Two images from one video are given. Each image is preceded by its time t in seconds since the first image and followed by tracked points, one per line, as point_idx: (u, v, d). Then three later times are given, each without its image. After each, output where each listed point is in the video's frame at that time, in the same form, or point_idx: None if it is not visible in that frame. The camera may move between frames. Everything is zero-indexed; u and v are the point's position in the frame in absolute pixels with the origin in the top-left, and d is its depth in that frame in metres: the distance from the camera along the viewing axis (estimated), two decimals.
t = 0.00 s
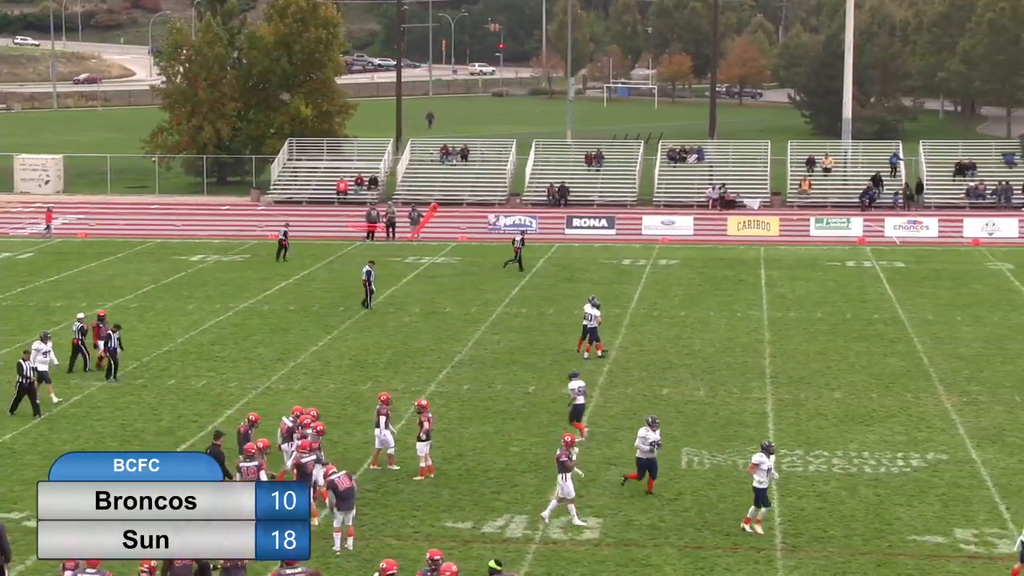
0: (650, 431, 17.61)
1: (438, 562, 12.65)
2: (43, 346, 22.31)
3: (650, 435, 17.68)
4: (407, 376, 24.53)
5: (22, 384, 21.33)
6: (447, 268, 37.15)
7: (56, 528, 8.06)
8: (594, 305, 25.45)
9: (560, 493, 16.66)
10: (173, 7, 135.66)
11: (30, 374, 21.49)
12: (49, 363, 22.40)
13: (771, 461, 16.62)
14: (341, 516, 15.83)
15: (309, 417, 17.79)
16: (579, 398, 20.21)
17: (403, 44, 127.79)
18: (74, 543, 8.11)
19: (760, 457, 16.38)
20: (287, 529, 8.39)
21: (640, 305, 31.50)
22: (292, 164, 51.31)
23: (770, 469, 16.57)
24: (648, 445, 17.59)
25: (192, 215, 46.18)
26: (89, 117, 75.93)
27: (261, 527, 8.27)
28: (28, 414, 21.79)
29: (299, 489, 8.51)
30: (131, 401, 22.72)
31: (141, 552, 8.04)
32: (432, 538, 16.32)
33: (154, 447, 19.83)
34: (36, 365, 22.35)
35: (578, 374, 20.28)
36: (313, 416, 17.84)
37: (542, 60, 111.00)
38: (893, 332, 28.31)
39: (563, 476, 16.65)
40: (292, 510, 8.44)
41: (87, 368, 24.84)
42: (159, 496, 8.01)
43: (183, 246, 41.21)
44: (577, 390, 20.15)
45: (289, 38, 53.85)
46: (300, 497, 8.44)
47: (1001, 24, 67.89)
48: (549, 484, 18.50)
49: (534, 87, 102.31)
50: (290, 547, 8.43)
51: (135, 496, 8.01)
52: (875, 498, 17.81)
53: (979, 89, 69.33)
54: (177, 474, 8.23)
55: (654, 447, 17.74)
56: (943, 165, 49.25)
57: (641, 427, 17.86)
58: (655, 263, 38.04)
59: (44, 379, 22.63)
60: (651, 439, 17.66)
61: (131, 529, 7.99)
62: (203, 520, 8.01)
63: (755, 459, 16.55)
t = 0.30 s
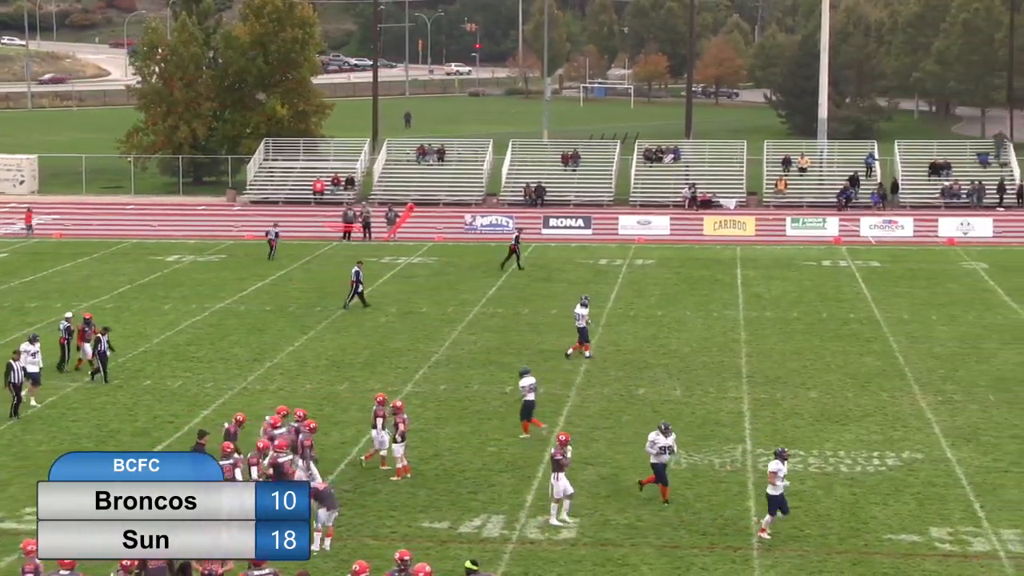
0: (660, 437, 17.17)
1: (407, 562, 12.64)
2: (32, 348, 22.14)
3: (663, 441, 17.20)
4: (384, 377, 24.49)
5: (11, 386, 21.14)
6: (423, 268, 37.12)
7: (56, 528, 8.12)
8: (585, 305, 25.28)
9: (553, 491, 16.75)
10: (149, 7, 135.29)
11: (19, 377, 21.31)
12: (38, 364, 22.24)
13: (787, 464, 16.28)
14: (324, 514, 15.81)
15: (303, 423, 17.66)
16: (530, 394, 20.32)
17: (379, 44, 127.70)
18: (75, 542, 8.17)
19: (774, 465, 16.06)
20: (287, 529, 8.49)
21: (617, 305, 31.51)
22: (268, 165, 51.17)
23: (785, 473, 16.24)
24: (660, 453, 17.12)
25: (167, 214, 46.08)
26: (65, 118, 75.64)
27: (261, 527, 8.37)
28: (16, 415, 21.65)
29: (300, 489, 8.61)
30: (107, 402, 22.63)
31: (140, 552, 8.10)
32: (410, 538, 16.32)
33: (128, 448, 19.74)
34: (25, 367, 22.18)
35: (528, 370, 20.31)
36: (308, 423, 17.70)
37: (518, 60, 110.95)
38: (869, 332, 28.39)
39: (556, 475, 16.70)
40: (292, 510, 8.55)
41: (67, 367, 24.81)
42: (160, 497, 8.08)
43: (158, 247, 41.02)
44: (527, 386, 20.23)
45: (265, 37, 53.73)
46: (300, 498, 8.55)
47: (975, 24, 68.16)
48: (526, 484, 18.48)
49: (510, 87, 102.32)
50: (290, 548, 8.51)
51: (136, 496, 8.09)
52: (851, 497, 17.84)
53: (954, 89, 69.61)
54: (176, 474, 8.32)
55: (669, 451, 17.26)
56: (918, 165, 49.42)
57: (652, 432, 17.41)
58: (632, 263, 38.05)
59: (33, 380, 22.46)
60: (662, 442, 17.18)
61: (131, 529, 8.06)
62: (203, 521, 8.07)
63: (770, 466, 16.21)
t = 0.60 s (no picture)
0: (678, 442, 16.95)
1: (383, 563, 12.65)
2: (20, 351, 22.03)
3: (680, 446, 17.01)
4: (359, 377, 24.48)
5: None
6: (399, 268, 37.12)
7: (56, 528, 8.18)
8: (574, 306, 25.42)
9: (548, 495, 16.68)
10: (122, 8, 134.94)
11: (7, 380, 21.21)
12: (25, 367, 22.14)
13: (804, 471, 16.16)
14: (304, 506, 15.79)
15: (295, 424, 17.67)
16: (479, 390, 20.46)
17: (354, 44, 127.60)
18: (74, 542, 8.20)
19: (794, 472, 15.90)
20: (287, 529, 8.50)
21: (592, 305, 31.54)
22: (243, 165, 51.11)
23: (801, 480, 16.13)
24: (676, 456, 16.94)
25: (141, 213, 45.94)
26: (38, 118, 75.40)
27: (261, 527, 8.40)
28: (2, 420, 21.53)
29: (300, 489, 8.64)
30: (82, 403, 22.57)
31: (140, 552, 8.15)
32: (385, 538, 16.32)
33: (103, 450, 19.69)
34: (13, 369, 22.07)
35: (479, 366, 20.54)
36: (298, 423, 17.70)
37: (493, 60, 110.96)
38: (843, 331, 28.49)
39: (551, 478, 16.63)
40: (293, 510, 8.58)
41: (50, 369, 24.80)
42: (160, 497, 8.15)
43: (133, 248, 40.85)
44: (476, 382, 20.42)
45: (239, 37, 53.54)
46: (300, 498, 8.58)
47: (947, 24, 68.45)
48: (502, 484, 18.49)
49: (485, 87, 102.31)
50: (290, 547, 8.51)
51: (135, 496, 8.14)
52: (826, 496, 17.90)
53: (927, 89, 69.89)
54: (176, 474, 8.39)
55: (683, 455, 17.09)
56: (892, 165, 49.59)
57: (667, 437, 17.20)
58: (607, 263, 38.08)
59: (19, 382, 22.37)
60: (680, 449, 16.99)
61: (131, 530, 8.11)
62: (204, 520, 8.15)
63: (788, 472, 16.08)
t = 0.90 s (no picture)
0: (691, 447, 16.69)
1: (363, 564, 12.62)
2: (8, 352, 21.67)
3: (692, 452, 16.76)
4: (335, 378, 24.42)
5: None
6: (374, 268, 37.08)
7: (56, 530, 8.12)
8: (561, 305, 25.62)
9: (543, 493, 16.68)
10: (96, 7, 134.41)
11: None
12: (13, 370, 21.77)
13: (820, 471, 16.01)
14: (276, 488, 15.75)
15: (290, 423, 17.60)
16: (431, 387, 20.62)
17: (329, 44, 127.38)
18: (74, 543, 8.16)
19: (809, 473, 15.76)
20: (288, 529, 8.48)
21: (568, 305, 31.55)
22: (218, 165, 50.94)
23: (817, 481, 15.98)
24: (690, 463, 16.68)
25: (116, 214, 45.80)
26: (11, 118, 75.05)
27: (261, 527, 8.35)
28: None
29: (299, 489, 8.59)
30: (56, 404, 22.45)
31: (140, 552, 8.13)
32: (362, 538, 16.30)
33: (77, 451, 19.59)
34: None
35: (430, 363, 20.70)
36: (294, 421, 17.64)
37: (468, 60, 110.88)
38: (818, 330, 28.52)
39: (545, 476, 16.65)
40: (293, 510, 8.54)
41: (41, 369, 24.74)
42: (160, 497, 8.15)
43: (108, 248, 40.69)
44: (428, 380, 20.60)
45: (214, 37, 53.37)
46: (300, 497, 8.53)
47: (921, 24, 68.67)
48: (477, 484, 18.48)
49: (461, 87, 102.21)
50: (290, 547, 8.50)
51: (135, 497, 8.11)
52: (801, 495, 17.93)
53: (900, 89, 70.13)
54: (176, 474, 8.35)
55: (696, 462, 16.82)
56: (866, 164, 49.73)
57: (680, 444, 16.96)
58: (583, 263, 38.08)
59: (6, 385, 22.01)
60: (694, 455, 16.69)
61: (131, 529, 8.07)
62: (203, 520, 8.16)
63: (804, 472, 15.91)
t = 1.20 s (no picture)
0: (712, 454, 16.45)
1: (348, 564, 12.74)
2: None
3: (713, 459, 16.53)
4: (314, 378, 24.38)
5: None
6: (353, 269, 37.08)
7: (57, 530, 8.13)
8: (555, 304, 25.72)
9: (540, 495, 16.62)
10: (73, 6, 133.90)
11: None
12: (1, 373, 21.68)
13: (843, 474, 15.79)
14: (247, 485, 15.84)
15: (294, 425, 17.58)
16: (384, 386, 20.63)
17: (307, 44, 127.23)
18: (74, 542, 8.18)
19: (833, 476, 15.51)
20: (288, 529, 8.35)
21: (547, 305, 31.57)
22: (197, 165, 50.87)
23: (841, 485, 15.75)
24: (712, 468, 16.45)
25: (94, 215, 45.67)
26: None
27: (261, 527, 8.27)
28: None
29: (302, 487, 8.40)
30: (34, 406, 22.38)
31: (139, 552, 8.13)
32: (341, 539, 16.28)
33: (56, 452, 19.52)
34: None
35: (381, 363, 20.66)
36: (296, 422, 17.62)
37: (447, 60, 110.84)
38: (797, 330, 28.59)
39: (544, 477, 16.60)
40: (293, 510, 8.37)
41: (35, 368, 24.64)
42: (159, 497, 8.12)
43: (86, 249, 40.56)
44: (379, 379, 20.54)
45: (192, 37, 53.07)
46: (300, 498, 8.35)
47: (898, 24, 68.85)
48: (457, 484, 18.48)
49: (439, 87, 102.15)
50: (290, 547, 8.38)
51: (135, 497, 8.11)
52: (780, 495, 17.97)
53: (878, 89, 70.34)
54: (177, 474, 8.29)
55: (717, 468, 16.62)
56: (844, 165, 49.88)
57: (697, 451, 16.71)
58: (562, 263, 38.10)
59: None
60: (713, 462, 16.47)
61: (130, 530, 8.10)
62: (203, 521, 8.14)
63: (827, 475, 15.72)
